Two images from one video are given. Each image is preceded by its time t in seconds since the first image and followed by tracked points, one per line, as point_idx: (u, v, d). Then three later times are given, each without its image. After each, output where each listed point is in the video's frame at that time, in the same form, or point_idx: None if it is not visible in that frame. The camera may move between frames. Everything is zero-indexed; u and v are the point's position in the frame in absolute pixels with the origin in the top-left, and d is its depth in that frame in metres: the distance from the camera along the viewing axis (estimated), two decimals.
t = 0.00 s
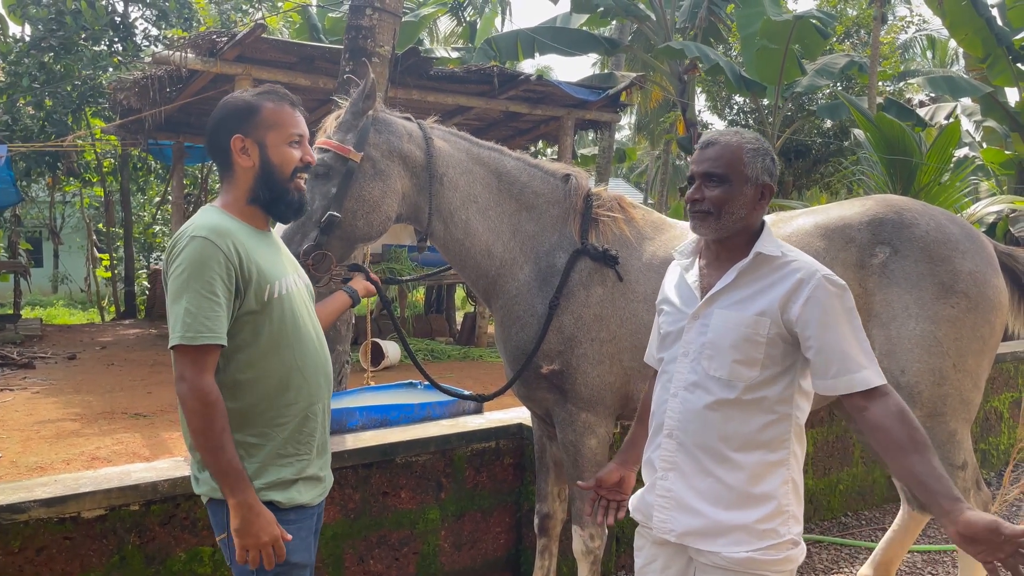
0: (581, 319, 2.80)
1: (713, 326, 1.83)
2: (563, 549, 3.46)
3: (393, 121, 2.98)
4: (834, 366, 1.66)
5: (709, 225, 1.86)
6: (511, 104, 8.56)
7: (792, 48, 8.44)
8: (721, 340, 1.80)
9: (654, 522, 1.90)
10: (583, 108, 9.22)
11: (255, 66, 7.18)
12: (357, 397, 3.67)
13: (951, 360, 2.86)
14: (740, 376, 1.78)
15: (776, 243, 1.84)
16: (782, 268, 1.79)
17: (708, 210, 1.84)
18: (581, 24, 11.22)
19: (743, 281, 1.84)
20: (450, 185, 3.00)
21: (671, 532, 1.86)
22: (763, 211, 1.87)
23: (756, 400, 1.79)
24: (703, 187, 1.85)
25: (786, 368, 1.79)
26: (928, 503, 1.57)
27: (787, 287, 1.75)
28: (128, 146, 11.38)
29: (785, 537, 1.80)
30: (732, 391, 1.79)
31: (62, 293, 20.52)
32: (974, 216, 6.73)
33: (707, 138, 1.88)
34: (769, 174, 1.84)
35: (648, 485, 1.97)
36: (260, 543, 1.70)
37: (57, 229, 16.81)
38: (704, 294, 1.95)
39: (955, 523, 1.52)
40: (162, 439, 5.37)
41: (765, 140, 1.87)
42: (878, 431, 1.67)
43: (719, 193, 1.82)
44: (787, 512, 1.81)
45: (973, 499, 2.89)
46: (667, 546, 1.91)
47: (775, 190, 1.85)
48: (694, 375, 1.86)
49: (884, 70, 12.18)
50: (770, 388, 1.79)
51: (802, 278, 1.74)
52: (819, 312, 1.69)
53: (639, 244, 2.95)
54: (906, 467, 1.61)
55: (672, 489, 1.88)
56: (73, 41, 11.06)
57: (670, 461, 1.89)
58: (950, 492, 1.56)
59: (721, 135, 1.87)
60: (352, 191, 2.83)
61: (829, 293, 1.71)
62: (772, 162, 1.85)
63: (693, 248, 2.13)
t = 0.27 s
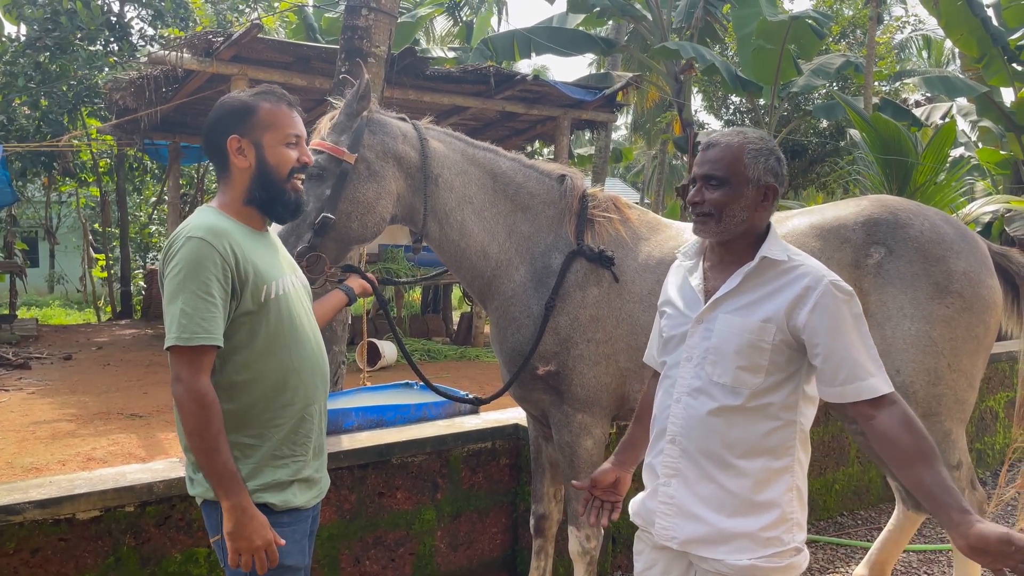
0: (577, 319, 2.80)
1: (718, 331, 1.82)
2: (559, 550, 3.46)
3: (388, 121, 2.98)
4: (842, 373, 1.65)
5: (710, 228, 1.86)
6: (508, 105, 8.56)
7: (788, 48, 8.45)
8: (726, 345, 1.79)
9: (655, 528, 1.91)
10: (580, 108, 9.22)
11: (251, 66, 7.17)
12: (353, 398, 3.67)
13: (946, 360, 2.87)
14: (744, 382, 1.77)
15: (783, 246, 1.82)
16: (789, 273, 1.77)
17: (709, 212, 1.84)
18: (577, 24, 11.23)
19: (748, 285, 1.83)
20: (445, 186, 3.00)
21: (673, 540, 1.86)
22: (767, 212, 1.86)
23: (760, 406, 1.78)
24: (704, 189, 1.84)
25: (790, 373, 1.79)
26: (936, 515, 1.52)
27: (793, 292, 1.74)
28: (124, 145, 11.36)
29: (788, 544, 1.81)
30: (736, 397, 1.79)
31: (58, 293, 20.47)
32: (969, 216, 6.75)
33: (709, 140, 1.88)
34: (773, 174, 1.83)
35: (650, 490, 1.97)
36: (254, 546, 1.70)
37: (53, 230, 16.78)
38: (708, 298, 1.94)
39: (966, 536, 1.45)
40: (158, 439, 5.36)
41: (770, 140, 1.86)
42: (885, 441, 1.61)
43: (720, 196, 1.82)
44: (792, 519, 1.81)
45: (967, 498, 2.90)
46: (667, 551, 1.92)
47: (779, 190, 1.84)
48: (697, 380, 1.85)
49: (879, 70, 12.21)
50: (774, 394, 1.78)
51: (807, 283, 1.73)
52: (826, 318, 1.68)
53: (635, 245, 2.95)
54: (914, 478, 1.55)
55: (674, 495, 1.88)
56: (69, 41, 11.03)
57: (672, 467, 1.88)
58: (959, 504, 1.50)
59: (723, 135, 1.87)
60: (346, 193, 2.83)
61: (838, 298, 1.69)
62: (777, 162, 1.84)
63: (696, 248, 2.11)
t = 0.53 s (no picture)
0: (573, 320, 2.80)
1: (720, 336, 1.82)
2: (556, 550, 3.46)
3: (383, 121, 2.98)
4: (843, 382, 1.66)
5: (707, 228, 1.86)
6: (505, 104, 8.56)
7: (785, 47, 8.46)
8: (728, 351, 1.79)
9: (655, 532, 1.91)
10: (577, 107, 9.22)
11: (247, 65, 7.16)
12: (349, 398, 3.66)
13: (942, 359, 2.87)
14: (747, 389, 1.77)
15: (787, 249, 1.80)
16: (793, 278, 1.76)
17: (704, 213, 1.84)
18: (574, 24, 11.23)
19: (751, 289, 1.82)
20: (440, 186, 3.00)
21: (673, 544, 1.87)
22: (766, 209, 1.83)
23: (762, 413, 1.78)
24: (699, 190, 1.84)
25: (792, 380, 1.78)
26: (932, 530, 1.53)
27: (797, 299, 1.73)
28: (121, 145, 11.34)
29: (789, 551, 1.80)
30: (738, 403, 1.78)
31: (54, 293, 20.42)
32: (966, 216, 6.75)
33: (707, 141, 1.88)
34: (768, 170, 1.80)
35: (650, 493, 1.97)
36: (238, 548, 1.69)
37: (50, 229, 16.74)
38: (711, 300, 1.94)
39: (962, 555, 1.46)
40: (154, 440, 5.35)
41: (768, 136, 1.84)
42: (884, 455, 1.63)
43: (712, 196, 1.82)
44: (793, 526, 1.81)
45: (963, 498, 2.90)
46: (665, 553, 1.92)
47: (776, 188, 1.81)
48: (699, 386, 1.85)
49: (876, 70, 12.24)
50: (777, 401, 1.78)
51: (812, 290, 1.72)
52: (829, 325, 1.68)
53: (631, 244, 2.96)
54: (911, 492, 1.57)
55: (675, 500, 1.88)
56: (65, 41, 11.01)
57: (673, 471, 1.89)
58: (955, 521, 1.51)
59: (719, 135, 1.86)
60: (342, 193, 2.83)
61: (843, 305, 1.68)
62: (773, 159, 1.80)
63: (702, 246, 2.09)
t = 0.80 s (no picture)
0: (569, 318, 2.80)
1: (718, 338, 1.82)
2: (553, 548, 3.46)
3: (378, 120, 2.97)
4: (840, 384, 1.64)
5: (704, 227, 1.87)
6: (502, 103, 8.56)
7: (782, 45, 8.47)
8: (726, 354, 1.79)
9: (655, 532, 1.92)
10: (574, 105, 9.22)
11: (244, 63, 7.16)
12: (345, 396, 3.66)
13: (937, 357, 2.88)
14: (746, 392, 1.76)
15: (784, 249, 1.79)
16: (792, 277, 1.75)
17: (701, 212, 1.85)
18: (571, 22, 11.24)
19: (750, 290, 1.82)
20: (436, 185, 3.00)
21: (673, 544, 1.88)
22: (765, 210, 1.83)
23: (762, 416, 1.77)
24: (697, 189, 1.85)
25: (792, 382, 1.77)
26: (927, 536, 1.47)
27: (795, 300, 1.72)
28: (117, 144, 11.33)
29: (790, 552, 1.80)
30: (737, 406, 1.78)
31: (51, 292, 20.39)
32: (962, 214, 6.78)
33: (706, 140, 1.88)
34: (767, 170, 1.79)
35: (650, 493, 1.99)
36: (218, 546, 1.69)
37: (47, 228, 16.72)
38: (709, 301, 1.94)
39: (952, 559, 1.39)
40: (151, 439, 5.35)
41: (767, 135, 1.83)
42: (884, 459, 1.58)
43: (710, 195, 1.82)
44: (793, 527, 1.81)
45: (959, 495, 2.91)
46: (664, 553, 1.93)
47: (775, 187, 1.81)
48: (698, 388, 1.86)
49: (872, 68, 12.26)
50: (777, 404, 1.77)
51: (809, 290, 1.71)
52: (826, 327, 1.66)
53: (627, 243, 2.96)
54: (907, 496, 1.52)
55: (673, 501, 1.89)
56: (61, 39, 10.98)
57: (672, 472, 1.90)
58: (950, 527, 1.45)
59: (719, 134, 1.86)
60: (337, 193, 2.83)
61: (840, 306, 1.67)
62: (773, 158, 1.80)
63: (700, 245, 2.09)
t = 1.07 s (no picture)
0: (566, 315, 2.80)
1: (707, 333, 1.82)
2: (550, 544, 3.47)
3: (373, 117, 2.97)
4: (828, 377, 1.64)
5: (695, 225, 1.87)
6: (499, 100, 8.56)
7: (779, 42, 8.47)
8: (715, 348, 1.79)
9: (646, 526, 1.92)
10: (571, 102, 9.21)
11: (240, 60, 7.14)
12: (342, 393, 3.66)
13: (933, 352, 2.89)
14: (735, 386, 1.77)
15: (773, 244, 1.80)
16: (780, 271, 1.76)
17: (693, 209, 1.85)
18: (569, 19, 11.22)
19: (739, 285, 1.82)
20: (432, 182, 3.00)
21: (664, 538, 1.88)
22: (756, 206, 1.84)
23: (752, 410, 1.78)
24: (688, 187, 1.85)
25: (782, 376, 1.78)
26: (914, 528, 1.48)
27: (783, 294, 1.73)
28: (114, 141, 11.31)
29: (780, 545, 1.80)
30: (726, 400, 1.79)
31: (48, 289, 20.36)
32: (959, 210, 6.79)
33: (693, 137, 1.88)
34: (758, 166, 1.80)
35: (643, 488, 1.99)
36: (210, 544, 1.69)
37: (43, 226, 16.69)
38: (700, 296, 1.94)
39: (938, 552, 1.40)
40: (149, 436, 5.34)
41: (757, 131, 1.84)
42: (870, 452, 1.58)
43: (702, 193, 1.82)
44: (783, 521, 1.81)
45: (955, 490, 2.91)
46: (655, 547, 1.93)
47: (766, 183, 1.81)
48: (688, 383, 1.86)
49: (870, 65, 12.27)
50: (766, 398, 1.78)
51: (797, 284, 1.71)
52: (813, 321, 1.67)
53: (624, 239, 2.96)
54: (894, 489, 1.53)
55: (664, 495, 1.89)
56: (57, 36, 10.91)
57: (663, 467, 1.90)
58: (936, 519, 1.46)
59: (707, 131, 1.86)
60: (332, 190, 2.82)
61: (828, 299, 1.67)
62: (763, 155, 1.81)
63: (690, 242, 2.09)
